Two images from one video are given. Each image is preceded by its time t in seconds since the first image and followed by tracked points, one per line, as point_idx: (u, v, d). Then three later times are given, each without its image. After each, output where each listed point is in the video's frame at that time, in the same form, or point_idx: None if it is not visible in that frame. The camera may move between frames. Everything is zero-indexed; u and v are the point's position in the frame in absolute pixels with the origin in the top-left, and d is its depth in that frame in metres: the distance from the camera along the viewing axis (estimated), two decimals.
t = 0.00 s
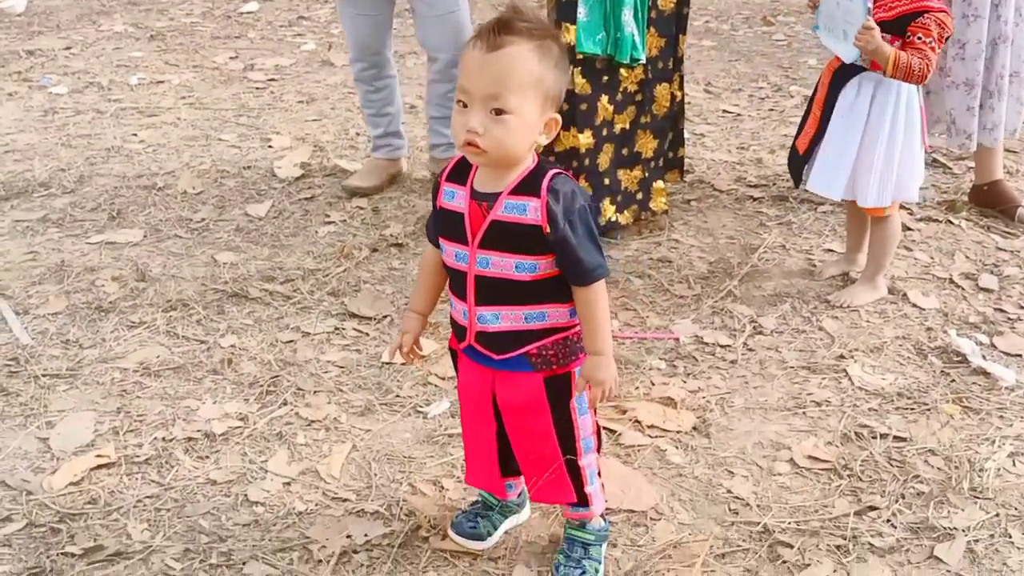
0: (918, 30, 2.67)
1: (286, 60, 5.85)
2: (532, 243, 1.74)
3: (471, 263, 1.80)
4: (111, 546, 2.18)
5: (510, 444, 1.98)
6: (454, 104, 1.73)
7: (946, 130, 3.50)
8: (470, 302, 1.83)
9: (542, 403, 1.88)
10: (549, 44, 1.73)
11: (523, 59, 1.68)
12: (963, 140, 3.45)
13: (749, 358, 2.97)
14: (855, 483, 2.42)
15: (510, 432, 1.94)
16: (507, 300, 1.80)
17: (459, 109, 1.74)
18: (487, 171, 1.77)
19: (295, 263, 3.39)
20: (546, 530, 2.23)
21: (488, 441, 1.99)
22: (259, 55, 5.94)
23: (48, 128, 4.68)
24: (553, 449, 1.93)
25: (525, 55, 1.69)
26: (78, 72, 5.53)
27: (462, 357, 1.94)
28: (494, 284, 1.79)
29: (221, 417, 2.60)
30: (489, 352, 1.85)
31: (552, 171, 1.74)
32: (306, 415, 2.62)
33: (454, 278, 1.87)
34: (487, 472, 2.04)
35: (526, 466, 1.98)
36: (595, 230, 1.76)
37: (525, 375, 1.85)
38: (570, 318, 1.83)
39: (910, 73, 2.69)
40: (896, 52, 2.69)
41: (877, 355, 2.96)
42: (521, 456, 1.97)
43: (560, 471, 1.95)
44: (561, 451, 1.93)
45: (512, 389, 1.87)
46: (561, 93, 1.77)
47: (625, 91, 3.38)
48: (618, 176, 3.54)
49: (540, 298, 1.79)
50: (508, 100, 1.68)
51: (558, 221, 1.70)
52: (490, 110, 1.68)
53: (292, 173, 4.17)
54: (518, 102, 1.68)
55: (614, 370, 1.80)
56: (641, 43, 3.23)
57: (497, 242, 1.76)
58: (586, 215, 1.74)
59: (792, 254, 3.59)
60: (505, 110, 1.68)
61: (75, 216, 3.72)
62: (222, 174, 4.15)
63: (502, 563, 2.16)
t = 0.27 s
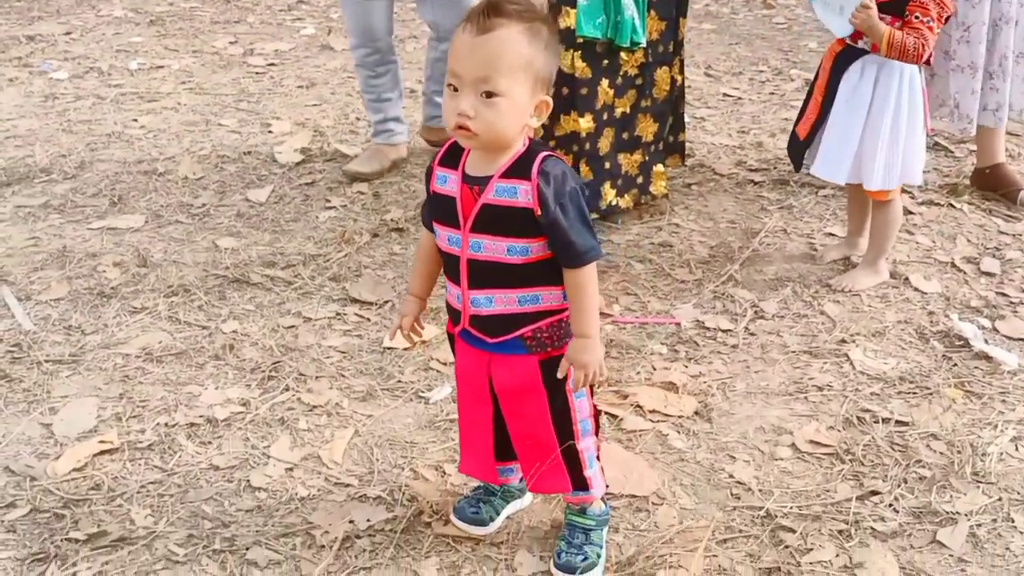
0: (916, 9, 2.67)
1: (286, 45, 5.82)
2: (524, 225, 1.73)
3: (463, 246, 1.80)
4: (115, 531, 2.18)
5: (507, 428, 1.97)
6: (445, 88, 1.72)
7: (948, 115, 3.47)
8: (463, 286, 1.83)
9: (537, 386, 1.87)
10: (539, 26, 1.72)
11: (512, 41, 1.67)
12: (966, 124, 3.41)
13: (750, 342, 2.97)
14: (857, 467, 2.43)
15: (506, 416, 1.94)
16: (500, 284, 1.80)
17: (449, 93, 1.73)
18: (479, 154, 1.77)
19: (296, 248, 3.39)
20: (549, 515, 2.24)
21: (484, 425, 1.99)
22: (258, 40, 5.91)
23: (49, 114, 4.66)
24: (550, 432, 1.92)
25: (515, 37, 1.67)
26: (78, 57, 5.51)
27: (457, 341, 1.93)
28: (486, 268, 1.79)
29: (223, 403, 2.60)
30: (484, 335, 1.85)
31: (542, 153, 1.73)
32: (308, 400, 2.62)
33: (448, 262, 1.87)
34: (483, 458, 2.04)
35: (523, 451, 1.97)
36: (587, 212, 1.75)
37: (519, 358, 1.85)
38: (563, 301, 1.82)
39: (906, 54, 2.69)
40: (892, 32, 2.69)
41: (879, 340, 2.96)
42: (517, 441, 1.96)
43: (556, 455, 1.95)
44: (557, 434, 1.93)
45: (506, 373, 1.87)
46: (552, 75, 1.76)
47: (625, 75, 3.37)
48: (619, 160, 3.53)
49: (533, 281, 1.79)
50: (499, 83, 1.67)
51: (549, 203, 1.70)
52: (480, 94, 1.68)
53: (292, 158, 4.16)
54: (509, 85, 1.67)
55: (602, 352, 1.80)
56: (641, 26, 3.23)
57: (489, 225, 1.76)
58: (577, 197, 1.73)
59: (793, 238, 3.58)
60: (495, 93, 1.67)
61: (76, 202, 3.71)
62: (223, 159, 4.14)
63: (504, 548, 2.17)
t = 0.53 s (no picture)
0: None
1: (285, 33, 5.80)
2: (514, 213, 1.73)
3: (454, 235, 1.79)
4: (118, 521, 2.18)
5: (502, 417, 1.97)
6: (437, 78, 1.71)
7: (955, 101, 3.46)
8: (456, 274, 1.83)
9: (531, 374, 1.87)
10: (529, 14, 1.71)
11: (502, 30, 1.66)
12: (972, 112, 3.42)
13: (752, 330, 2.96)
14: (860, 455, 2.43)
15: (501, 405, 1.94)
16: (492, 271, 1.79)
17: (440, 82, 1.72)
18: (470, 143, 1.76)
19: (297, 237, 3.38)
20: (550, 504, 2.24)
21: (480, 413, 1.99)
22: (258, 28, 5.89)
23: (48, 103, 4.65)
24: (545, 420, 1.92)
25: (505, 26, 1.67)
26: (77, 46, 5.49)
27: (451, 329, 1.93)
28: (478, 256, 1.79)
29: (225, 392, 2.61)
30: (477, 323, 1.84)
31: (533, 141, 1.73)
32: (310, 389, 2.62)
33: (440, 250, 1.86)
34: (480, 445, 2.05)
35: (518, 439, 1.97)
36: (577, 199, 1.74)
37: (513, 346, 1.85)
38: (556, 289, 1.82)
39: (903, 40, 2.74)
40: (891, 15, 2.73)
41: (881, 327, 2.95)
42: (512, 429, 1.96)
43: (551, 442, 1.95)
44: (552, 422, 1.92)
45: (500, 361, 1.87)
46: (542, 63, 1.76)
47: (625, 62, 3.36)
48: (620, 147, 3.52)
49: (525, 269, 1.78)
50: (489, 73, 1.66)
51: (539, 191, 1.69)
52: (469, 83, 1.67)
53: (292, 146, 4.14)
54: (499, 74, 1.67)
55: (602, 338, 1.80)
56: (642, 14, 3.22)
57: (479, 213, 1.75)
58: (567, 184, 1.72)
59: (795, 226, 3.58)
60: (485, 83, 1.67)
61: (77, 192, 3.70)
62: (223, 147, 4.13)
63: (506, 536, 2.17)
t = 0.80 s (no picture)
0: None
1: (286, 27, 5.79)
2: (512, 207, 1.72)
3: (453, 229, 1.79)
4: (120, 515, 2.19)
5: (501, 412, 1.98)
6: (433, 73, 1.71)
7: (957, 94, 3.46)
8: (454, 268, 1.83)
9: (530, 368, 1.87)
10: (525, 8, 1.71)
11: (498, 24, 1.66)
12: (974, 105, 3.41)
13: (753, 323, 2.96)
14: (861, 449, 2.43)
15: (500, 399, 1.94)
16: (490, 265, 1.79)
17: (437, 77, 1.72)
18: (467, 137, 1.76)
19: (298, 231, 3.38)
20: (552, 497, 2.25)
21: (479, 408, 1.99)
22: (258, 22, 5.88)
23: (49, 98, 4.64)
24: (544, 414, 1.92)
25: (501, 20, 1.66)
26: (77, 40, 5.48)
27: (450, 324, 1.93)
28: (476, 249, 1.78)
29: (227, 386, 2.61)
30: (476, 317, 1.84)
31: (530, 134, 1.73)
32: (311, 383, 2.62)
33: (439, 245, 1.86)
34: (480, 439, 2.05)
35: (518, 434, 1.97)
36: (575, 192, 1.74)
37: (512, 340, 1.85)
38: (555, 283, 1.82)
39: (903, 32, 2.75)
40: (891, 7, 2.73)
41: (882, 320, 2.95)
42: (512, 424, 1.96)
43: (551, 436, 1.95)
44: (552, 416, 1.92)
45: (499, 355, 1.87)
46: (540, 56, 1.75)
47: (627, 56, 3.36)
48: (621, 140, 3.52)
49: (523, 263, 1.78)
50: (486, 66, 1.66)
51: (537, 184, 1.69)
52: (466, 77, 1.67)
53: (293, 140, 4.14)
54: (496, 68, 1.66)
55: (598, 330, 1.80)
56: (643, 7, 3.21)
57: (477, 207, 1.75)
58: (565, 177, 1.72)
59: (795, 219, 3.57)
60: (482, 77, 1.66)
61: (77, 186, 3.70)
62: (223, 141, 4.12)
63: (508, 530, 2.17)
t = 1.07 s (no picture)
0: None
1: (285, 21, 5.78)
2: (513, 201, 1.72)
3: (453, 224, 1.79)
4: (121, 511, 2.19)
5: (502, 407, 1.97)
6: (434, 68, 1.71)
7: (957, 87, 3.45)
8: (455, 263, 1.83)
9: (531, 364, 1.87)
10: (526, 2, 1.70)
11: (499, 19, 1.65)
12: (974, 97, 3.40)
13: (754, 318, 2.96)
14: (862, 443, 2.43)
15: (501, 395, 1.94)
16: (491, 261, 1.79)
17: (438, 72, 1.71)
18: (468, 132, 1.76)
19: (298, 226, 3.38)
20: (553, 492, 2.25)
21: (480, 404, 1.99)
22: (258, 16, 5.87)
23: (48, 93, 4.63)
24: (545, 410, 1.92)
25: (502, 15, 1.66)
26: (77, 35, 5.47)
27: (451, 320, 1.93)
28: (477, 245, 1.78)
29: (228, 381, 2.61)
30: (477, 313, 1.84)
31: (531, 129, 1.72)
32: (312, 378, 2.62)
33: (439, 241, 1.86)
34: (480, 435, 2.05)
35: (519, 430, 1.97)
36: (576, 186, 1.74)
37: (513, 336, 1.85)
38: (556, 278, 1.82)
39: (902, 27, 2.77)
40: None
41: (882, 314, 2.95)
42: (513, 420, 1.96)
43: (552, 432, 1.95)
44: (553, 411, 1.92)
45: (501, 351, 1.86)
46: (540, 51, 1.75)
47: (628, 50, 3.36)
48: (622, 135, 3.51)
49: (524, 258, 1.78)
50: (486, 62, 1.66)
51: (537, 178, 1.69)
52: (467, 72, 1.66)
53: (293, 135, 4.13)
54: (497, 62, 1.66)
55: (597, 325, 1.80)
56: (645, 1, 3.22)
57: (478, 202, 1.75)
58: (566, 172, 1.72)
59: (796, 213, 3.57)
60: (483, 72, 1.66)
61: (78, 182, 3.69)
62: (223, 136, 4.12)
63: (510, 525, 2.17)
